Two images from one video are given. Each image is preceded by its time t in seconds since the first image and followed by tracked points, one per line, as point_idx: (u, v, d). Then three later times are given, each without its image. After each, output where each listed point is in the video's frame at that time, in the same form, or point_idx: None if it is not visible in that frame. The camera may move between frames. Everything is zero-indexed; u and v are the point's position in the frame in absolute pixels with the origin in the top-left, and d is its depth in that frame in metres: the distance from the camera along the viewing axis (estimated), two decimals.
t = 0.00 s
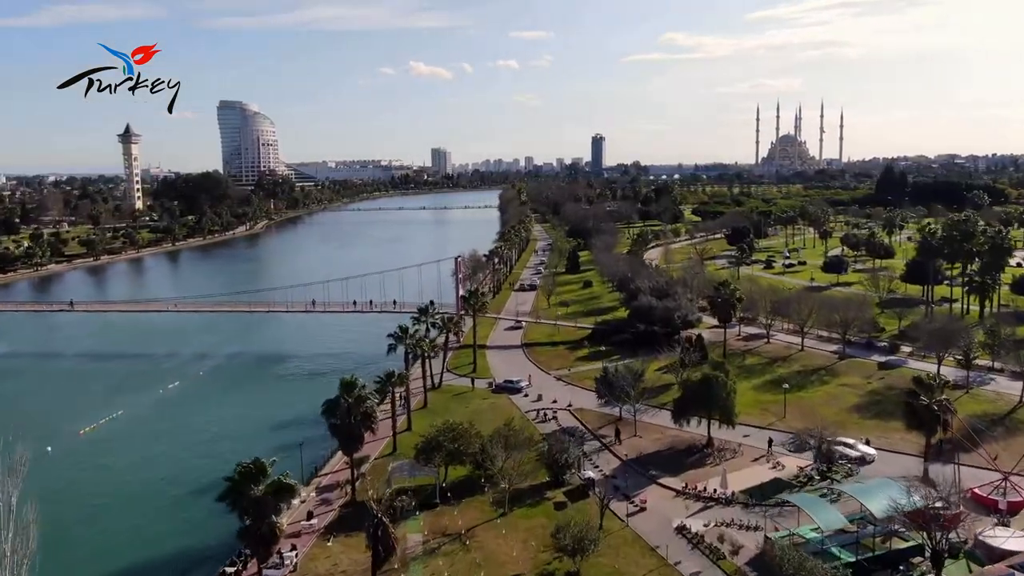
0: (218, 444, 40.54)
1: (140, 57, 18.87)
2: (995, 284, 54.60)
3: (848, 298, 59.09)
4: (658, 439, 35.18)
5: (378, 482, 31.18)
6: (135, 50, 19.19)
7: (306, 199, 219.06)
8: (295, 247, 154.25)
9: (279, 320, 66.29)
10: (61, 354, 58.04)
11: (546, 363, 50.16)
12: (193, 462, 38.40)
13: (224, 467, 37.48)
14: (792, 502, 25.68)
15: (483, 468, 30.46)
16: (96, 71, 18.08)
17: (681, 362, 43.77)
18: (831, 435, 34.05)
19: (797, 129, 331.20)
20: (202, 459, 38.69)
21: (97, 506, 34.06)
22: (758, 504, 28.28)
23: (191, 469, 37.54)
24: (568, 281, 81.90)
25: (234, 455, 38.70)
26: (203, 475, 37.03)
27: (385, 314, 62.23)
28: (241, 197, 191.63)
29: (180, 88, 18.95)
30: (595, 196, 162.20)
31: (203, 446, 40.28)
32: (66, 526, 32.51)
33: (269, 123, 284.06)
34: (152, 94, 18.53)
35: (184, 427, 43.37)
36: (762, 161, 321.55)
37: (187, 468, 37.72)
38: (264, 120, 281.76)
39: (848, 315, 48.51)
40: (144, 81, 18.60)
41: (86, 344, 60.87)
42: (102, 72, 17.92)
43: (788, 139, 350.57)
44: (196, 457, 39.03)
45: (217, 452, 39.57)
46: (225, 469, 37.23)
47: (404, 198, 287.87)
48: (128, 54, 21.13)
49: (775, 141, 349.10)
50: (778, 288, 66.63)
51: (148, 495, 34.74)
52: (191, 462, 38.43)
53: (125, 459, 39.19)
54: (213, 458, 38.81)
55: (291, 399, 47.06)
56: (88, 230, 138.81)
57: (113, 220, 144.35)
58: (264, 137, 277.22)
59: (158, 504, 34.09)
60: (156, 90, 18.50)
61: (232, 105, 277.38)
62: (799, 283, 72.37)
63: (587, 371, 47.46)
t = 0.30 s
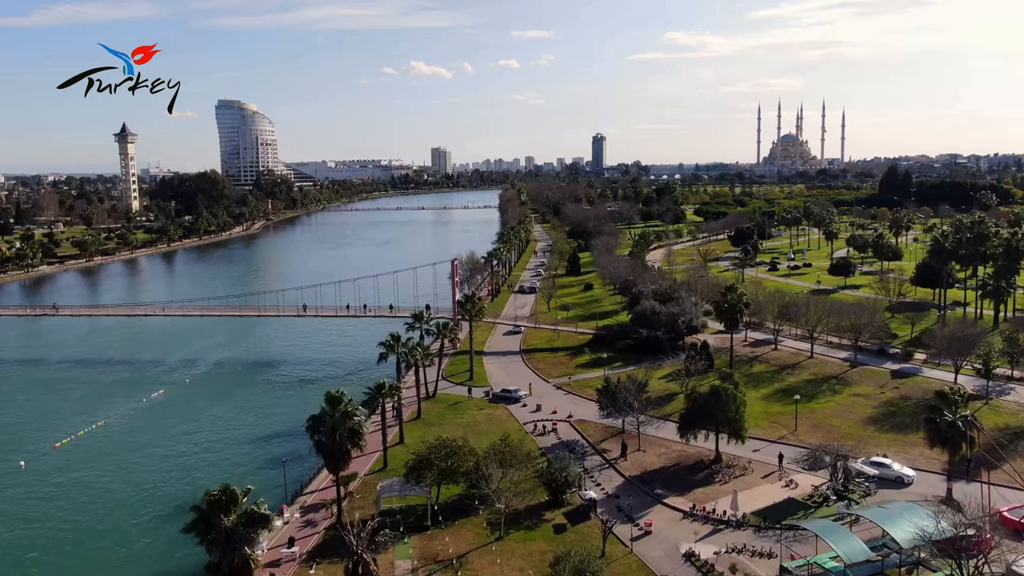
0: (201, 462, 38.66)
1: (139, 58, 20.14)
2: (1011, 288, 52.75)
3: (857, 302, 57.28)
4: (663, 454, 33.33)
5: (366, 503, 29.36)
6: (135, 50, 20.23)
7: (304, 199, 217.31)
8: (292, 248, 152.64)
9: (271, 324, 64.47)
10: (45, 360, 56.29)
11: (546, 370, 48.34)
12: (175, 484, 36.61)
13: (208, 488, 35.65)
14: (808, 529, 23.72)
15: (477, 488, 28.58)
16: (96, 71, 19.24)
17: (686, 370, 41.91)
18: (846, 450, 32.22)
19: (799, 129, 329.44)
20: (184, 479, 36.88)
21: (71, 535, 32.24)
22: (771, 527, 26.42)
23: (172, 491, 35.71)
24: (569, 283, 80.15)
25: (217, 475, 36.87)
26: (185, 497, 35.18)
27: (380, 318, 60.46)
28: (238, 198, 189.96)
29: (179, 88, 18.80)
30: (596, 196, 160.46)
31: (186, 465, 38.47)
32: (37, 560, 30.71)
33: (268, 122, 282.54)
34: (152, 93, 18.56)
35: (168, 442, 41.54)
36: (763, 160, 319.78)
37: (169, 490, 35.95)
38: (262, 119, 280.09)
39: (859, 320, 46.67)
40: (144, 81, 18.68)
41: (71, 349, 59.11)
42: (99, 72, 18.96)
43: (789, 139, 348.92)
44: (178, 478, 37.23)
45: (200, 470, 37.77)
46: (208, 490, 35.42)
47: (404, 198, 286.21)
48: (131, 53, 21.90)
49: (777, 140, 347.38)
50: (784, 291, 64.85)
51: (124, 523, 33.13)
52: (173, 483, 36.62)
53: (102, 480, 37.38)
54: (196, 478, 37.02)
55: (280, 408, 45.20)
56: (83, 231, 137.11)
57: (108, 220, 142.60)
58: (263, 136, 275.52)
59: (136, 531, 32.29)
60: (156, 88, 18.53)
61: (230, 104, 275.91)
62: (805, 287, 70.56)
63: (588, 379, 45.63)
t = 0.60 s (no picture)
0: (184, 479, 36.80)
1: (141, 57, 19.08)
2: None
3: (868, 305, 55.40)
4: (670, 471, 31.43)
5: (353, 526, 27.48)
6: (135, 50, 19.37)
7: (303, 199, 216.14)
8: (289, 248, 150.86)
9: (264, 328, 62.57)
10: (27, 367, 54.45)
11: (546, 378, 46.44)
12: (156, 502, 34.76)
13: (189, 508, 33.80)
14: (829, 560, 21.77)
15: (473, 511, 26.65)
16: (96, 71, 18.23)
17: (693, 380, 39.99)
18: (864, 468, 30.39)
19: (800, 129, 327.94)
20: (165, 497, 35.01)
21: (42, 559, 30.34)
22: (788, 555, 24.55)
23: (152, 510, 33.84)
24: (570, 286, 78.33)
25: (200, 494, 35.01)
26: (164, 517, 33.35)
27: (375, 323, 58.68)
28: (236, 198, 188.16)
29: (179, 88, 18.58)
30: (597, 196, 158.74)
31: (168, 483, 36.59)
32: None
33: (267, 122, 280.85)
34: (152, 93, 18.34)
35: (150, 456, 39.67)
36: (764, 160, 318.06)
37: (149, 509, 34.09)
38: (261, 118, 278.37)
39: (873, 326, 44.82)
40: (143, 81, 18.44)
41: (55, 355, 57.25)
42: (101, 71, 18.00)
43: (790, 139, 347.27)
44: (159, 496, 35.35)
45: (183, 487, 35.98)
46: (190, 510, 33.56)
47: (403, 198, 284.49)
48: (133, 52, 21.48)
49: (778, 140, 345.73)
50: (793, 295, 63.03)
51: (96, 545, 31.24)
52: (153, 501, 34.74)
53: (79, 498, 35.47)
54: (178, 496, 35.18)
55: (269, 420, 43.35)
56: (77, 232, 135.40)
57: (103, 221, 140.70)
58: (261, 136, 273.84)
59: (111, 554, 30.41)
60: (155, 89, 18.34)
61: (229, 104, 274.22)
62: (812, 290, 68.71)
63: (590, 388, 43.75)
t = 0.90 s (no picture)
0: (165, 494, 35.02)
1: (141, 57, 18.69)
2: None
3: (880, 310, 53.57)
4: (679, 489, 29.60)
5: (340, 552, 25.66)
6: (136, 48, 18.71)
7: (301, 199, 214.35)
8: (287, 249, 149.12)
9: (256, 332, 60.76)
10: (10, 373, 52.66)
11: (547, 386, 44.56)
12: (135, 518, 32.96)
13: (169, 525, 32.01)
14: None
15: (468, 536, 24.78)
16: (97, 70, 17.58)
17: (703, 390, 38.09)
18: (885, 488, 28.62)
19: (802, 128, 326.12)
20: (145, 513, 33.22)
21: None
22: None
23: (130, 527, 32.04)
24: (571, 288, 76.51)
25: (181, 511, 33.21)
26: (143, 534, 31.55)
27: (370, 328, 56.94)
28: (233, 197, 186.54)
29: (179, 88, 18.25)
30: (598, 195, 156.97)
31: (148, 497, 34.82)
32: None
33: (266, 121, 278.90)
34: (152, 94, 17.94)
35: (130, 468, 37.89)
36: (765, 160, 316.07)
37: (127, 525, 32.29)
38: (259, 118, 276.36)
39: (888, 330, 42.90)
40: (143, 81, 18.04)
41: (39, 361, 55.42)
42: (99, 71, 17.50)
43: (792, 138, 345.19)
44: (139, 512, 33.55)
45: (165, 502, 34.20)
46: (170, 527, 31.78)
47: (403, 198, 282.75)
48: (132, 51, 21.15)
49: (780, 139, 343.73)
50: (802, 299, 61.18)
51: (69, 564, 29.44)
52: (133, 518, 32.93)
53: (54, 513, 33.70)
54: (160, 511, 33.40)
55: (257, 431, 41.56)
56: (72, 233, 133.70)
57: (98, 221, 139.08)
58: (260, 136, 271.97)
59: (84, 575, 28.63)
60: (155, 89, 17.93)
61: (227, 103, 272.14)
62: (820, 293, 66.88)
63: (593, 397, 41.93)
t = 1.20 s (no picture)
0: (144, 514, 33.10)
1: (142, 58, 18.94)
2: None
3: (892, 315, 51.80)
4: (690, 512, 27.69)
5: None
6: (134, 49, 18.90)
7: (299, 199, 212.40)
8: (284, 250, 147.32)
9: (247, 338, 58.85)
10: None
11: (548, 395, 42.64)
12: (114, 540, 31.18)
13: (148, 548, 30.22)
14: None
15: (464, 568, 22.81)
16: (97, 70, 17.74)
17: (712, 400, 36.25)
18: (911, 511, 26.75)
19: (803, 127, 323.98)
20: (124, 535, 31.42)
21: None
22: None
23: (108, 550, 30.25)
24: (573, 291, 74.65)
25: (159, 534, 31.29)
26: (121, 557, 29.76)
27: (366, 335, 55.11)
28: (231, 197, 184.61)
29: (179, 87, 18.27)
30: (600, 195, 155.12)
31: (126, 517, 32.92)
32: None
33: (264, 120, 276.85)
34: (152, 93, 17.98)
35: (109, 485, 35.96)
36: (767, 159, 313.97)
37: (105, 548, 30.48)
38: (258, 117, 274.27)
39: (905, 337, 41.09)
40: (144, 81, 18.06)
41: (22, 368, 53.55)
42: (99, 71, 17.58)
43: (793, 138, 342.98)
44: (117, 533, 31.74)
45: (146, 523, 32.39)
46: (150, 551, 29.98)
47: (403, 198, 280.95)
48: (131, 52, 21.20)
49: (781, 138, 341.63)
50: (810, 303, 59.33)
51: None
52: (110, 539, 31.16)
53: (26, 534, 31.81)
54: (140, 533, 31.58)
55: (243, 445, 39.64)
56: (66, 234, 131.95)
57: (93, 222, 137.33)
58: (258, 135, 269.91)
59: None
60: (155, 88, 17.95)
61: (225, 102, 269.92)
62: (829, 296, 65.10)
63: (597, 408, 40.09)
